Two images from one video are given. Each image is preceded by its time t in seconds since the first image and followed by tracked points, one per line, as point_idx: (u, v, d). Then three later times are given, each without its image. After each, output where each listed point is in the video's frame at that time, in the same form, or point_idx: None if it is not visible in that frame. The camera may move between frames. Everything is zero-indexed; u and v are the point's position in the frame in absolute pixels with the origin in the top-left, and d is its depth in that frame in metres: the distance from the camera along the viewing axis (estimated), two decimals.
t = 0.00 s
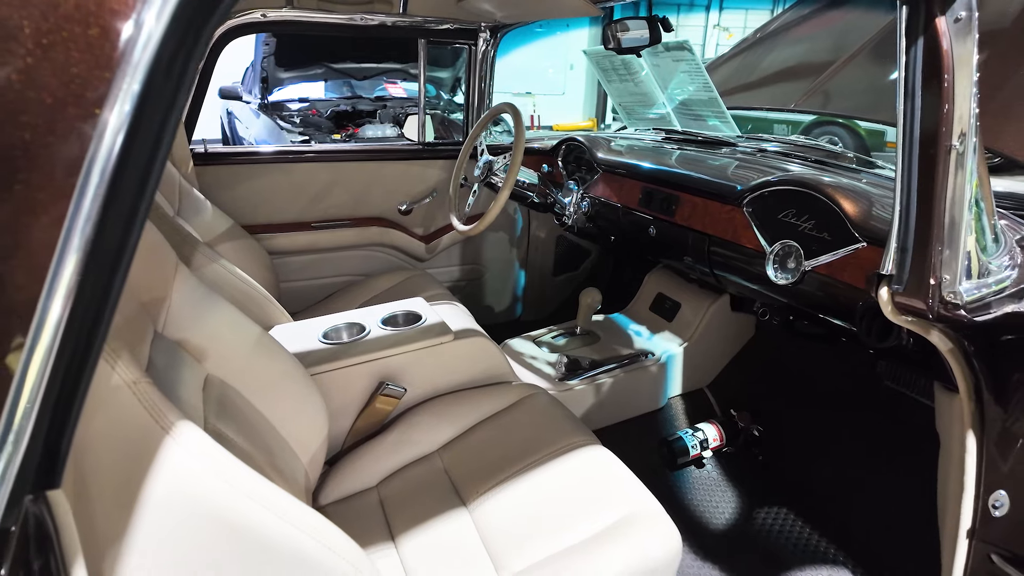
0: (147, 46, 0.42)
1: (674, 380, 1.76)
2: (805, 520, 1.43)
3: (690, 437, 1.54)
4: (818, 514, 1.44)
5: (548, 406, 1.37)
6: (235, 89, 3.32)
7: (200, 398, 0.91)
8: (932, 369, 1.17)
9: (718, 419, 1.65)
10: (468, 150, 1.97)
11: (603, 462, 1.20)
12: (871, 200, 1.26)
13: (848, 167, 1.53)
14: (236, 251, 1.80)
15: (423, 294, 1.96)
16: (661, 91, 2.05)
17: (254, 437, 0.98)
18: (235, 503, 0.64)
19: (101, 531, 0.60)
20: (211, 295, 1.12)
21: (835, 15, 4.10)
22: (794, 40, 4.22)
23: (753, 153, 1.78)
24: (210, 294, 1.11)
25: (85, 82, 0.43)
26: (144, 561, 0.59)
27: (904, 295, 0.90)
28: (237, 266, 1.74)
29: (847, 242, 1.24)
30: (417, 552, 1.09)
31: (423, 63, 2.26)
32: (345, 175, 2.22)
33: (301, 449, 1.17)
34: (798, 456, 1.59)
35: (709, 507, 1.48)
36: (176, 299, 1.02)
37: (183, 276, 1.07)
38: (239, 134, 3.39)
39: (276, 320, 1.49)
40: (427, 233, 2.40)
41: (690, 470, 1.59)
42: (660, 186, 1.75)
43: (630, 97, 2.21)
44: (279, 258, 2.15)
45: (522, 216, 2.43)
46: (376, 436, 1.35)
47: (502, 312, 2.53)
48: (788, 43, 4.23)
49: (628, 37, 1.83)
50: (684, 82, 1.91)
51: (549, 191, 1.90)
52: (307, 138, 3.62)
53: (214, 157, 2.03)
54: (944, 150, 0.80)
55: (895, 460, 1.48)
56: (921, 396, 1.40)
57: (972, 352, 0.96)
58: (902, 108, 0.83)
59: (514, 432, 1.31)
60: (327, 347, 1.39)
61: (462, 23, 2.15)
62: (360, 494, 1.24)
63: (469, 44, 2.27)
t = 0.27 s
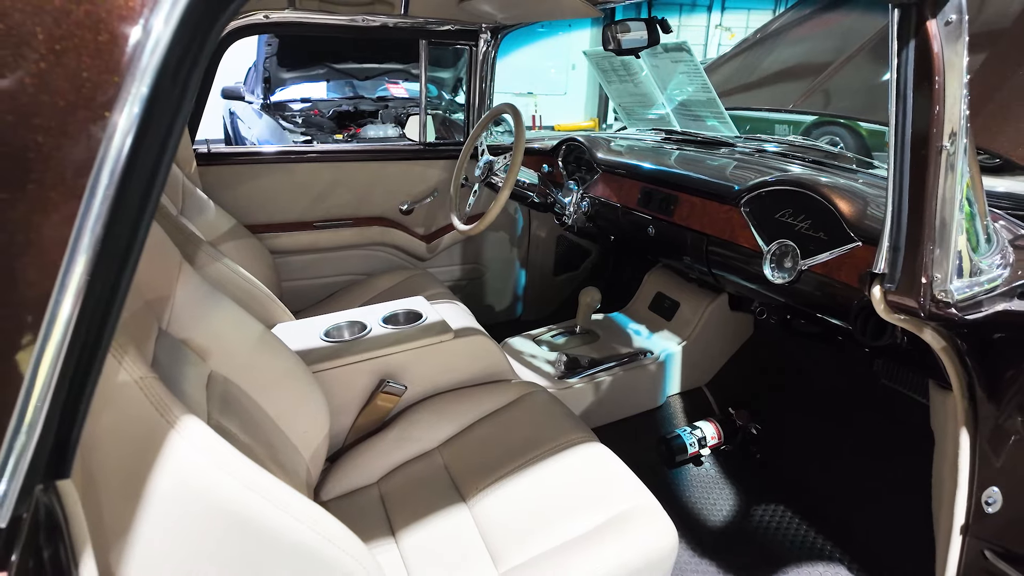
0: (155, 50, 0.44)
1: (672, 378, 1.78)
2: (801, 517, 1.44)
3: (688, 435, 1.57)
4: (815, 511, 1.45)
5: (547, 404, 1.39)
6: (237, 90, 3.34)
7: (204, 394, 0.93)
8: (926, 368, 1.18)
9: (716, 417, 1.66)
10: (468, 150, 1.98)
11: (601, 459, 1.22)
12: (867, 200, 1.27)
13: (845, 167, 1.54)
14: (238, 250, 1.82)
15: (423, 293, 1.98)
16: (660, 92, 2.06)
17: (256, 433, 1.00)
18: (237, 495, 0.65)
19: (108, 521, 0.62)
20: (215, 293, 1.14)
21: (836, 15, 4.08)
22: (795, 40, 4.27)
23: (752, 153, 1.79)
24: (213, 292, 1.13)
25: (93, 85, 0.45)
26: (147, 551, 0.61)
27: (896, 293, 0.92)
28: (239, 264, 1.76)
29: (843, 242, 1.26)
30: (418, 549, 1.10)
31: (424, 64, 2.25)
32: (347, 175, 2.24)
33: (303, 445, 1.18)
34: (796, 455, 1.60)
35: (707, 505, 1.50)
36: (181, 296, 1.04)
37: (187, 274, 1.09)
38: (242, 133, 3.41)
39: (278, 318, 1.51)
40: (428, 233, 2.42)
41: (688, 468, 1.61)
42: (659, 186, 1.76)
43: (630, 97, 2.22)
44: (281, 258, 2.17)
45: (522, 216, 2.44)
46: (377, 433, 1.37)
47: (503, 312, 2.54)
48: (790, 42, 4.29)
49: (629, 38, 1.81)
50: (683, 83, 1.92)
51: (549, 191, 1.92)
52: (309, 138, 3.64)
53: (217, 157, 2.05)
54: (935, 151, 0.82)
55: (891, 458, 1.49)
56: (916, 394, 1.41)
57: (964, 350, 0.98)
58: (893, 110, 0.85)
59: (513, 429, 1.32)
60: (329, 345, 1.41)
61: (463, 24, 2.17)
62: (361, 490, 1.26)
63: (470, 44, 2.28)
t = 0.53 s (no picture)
0: (165, 54, 0.45)
1: (671, 377, 1.79)
2: (799, 514, 1.46)
3: (687, 433, 1.58)
4: (812, 509, 1.47)
5: (547, 402, 1.40)
6: (240, 90, 3.36)
7: (208, 390, 0.94)
8: (921, 366, 1.20)
9: (715, 416, 1.68)
10: (470, 151, 2.00)
11: (600, 456, 1.23)
12: (863, 200, 1.29)
13: (843, 168, 1.55)
14: (241, 249, 1.83)
15: (425, 292, 2.00)
16: (660, 92, 2.08)
17: (260, 429, 1.02)
18: (242, 488, 0.67)
19: (116, 511, 0.64)
20: (219, 292, 1.15)
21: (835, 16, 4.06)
22: (796, 40, 4.28)
23: (751, 154, 1.80)
24: (218, 291, 1.14)
25: (103, 87, 0.46)
26: (155, 543, 0.63)
27: (890, 292, 0.93)
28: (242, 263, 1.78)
29: (839, 242, 1.28)
30: (419, 544, 1.12)
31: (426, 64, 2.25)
32: (349, 174, 2.25)
33: (305, 442, 1.20)
34: (794, 453, 1.61)
35: (705, 502, 1.51)
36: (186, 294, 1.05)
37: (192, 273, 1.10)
38: (244, 133, 3.44)
39: (281, 317, 1.53)
40: (430, 232, 2.43)
41: (687, 466, 1.62)
42: (658, 186, 1.78)
43: (630, 97, 2.24)
44: (283, 257, 2.19)
45: (523, 216, 2.46)
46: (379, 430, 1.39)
47: (503, 311, 2.56)
48: (791, 42, 4.32)
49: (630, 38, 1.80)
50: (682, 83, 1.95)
51: (550, 191, 1.93)
52: (311, 137, 3.66)
53: (220, 157, 2.07)
54: (928, 152, 0.83)
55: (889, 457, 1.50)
56: (914, 393, 1.42)
57: (959, 348, 0.99)
58: (887, 111, 0.86)
59: (513, 426, 1.34)
60: (331, 343, 1.42)
61: (464, 25, 2.18)
62: (363, 486, 1.27)
63: (471, 45, 2.30)
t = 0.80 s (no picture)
0: (173, 58, 0.47)
1: (670, 375, 1.81)
2: (796, 511, 1.47)
3: (686, 431, 1.58)
4: (810, 506, 1.48)
5: (546, 399, 1.42)
6: (242, 90, 3.38)
7: (211, 386, 0.96)
8: (916, 364, 1.22)
9: (713, 414, 1.69)
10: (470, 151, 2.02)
11: (597, 453, 1.24)
12: (859, 200, 1.30)
13: (839, 168, 1.56)
14: (243, 248, 1.85)
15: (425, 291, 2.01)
16: (660, 92, 2.11)
17: (262, 425, 1.03)
18: (246, 481, 0.68)
19: (123, 503, 0.65)
20: (222, 290, 1.17)
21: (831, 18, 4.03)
22: (798, 40, 4.30)
23: (749, 154, 1.82)
24: (221, 289, 1.16)
25: (109, 87, 0.47)
26: (162, 534, 0.65)
27: (883, 290, 0.94)
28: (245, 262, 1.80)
29: (834, 242, 1.29)
30: (420, 538, 1.13)
31: (426, 64, 2.28)
32: (350, 174, 2.27)
33: (307, 439, 1.21)
34: (791, 451, 1.63)
35: (704, 499, 1.52)
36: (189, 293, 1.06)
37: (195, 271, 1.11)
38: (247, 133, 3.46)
39: (283, 315, 1.54)
40: (431, 232, 2.44)
41: (686, 464, 1.63)
42: (657, 186, 1.79)
43: (630, 98, 2.25)
44: (285, 256, 2.21)
45: (523, 216, 2.47)
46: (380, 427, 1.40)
47: (504, 310, 2.57)
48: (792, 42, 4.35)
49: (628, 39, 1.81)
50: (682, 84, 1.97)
51: (550, 191, 1.94)
52: (312, 138, 3.68)
53: (222, 157, 2.09)
54: (920, 152, 0.84)
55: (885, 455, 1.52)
56: (911, 391, 1.43)
57: (952, 346, 1.00)
58: (881, 112, 0.87)
59: (512, 423, 1.35)
60: (332, 342, 1.44)
61: (465, 26, 2.20)
62: (365, 482, 1.29)
63: (471, 46, 2.31)
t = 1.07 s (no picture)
0: (180, 61, 0.49)
1: (669, 373, 1.83)
2: (793, 509, 1.48)
3: (684, 429, 1.60)
4: (807, 503, 1.49)
5: (546, 397, 1.43)
6: (244, 91, 3.40)
7: (214, 383, 0.97)
8: (912, 363, 1.23)
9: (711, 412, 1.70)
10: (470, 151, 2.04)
11: (595, 450, 1.25)
12: (854, 200, 1.32)
13: (835, 168, 1.58)
14: (245, 247, 1.87)
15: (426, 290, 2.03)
16: (658, 93, 2.14)
17: (264, 421, 1.04)
18: (249, 475, 0.70)
19: (130, 497, 0.66)
20: (225, 289, 1.18)
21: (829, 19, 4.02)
22: (798, 39, 4.32)
23: (747, 154, 1.83)
24: (224, 288, 1.17)
25: (116, 90, 0.48)
26: (168, 527, 0.66)
27: (877, 289, 0.96)
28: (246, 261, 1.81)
29: (830, 241, 1.31)
30: (419, 534, 1.15)
31: (427, 65, 2.29)
32: (352, 174, 2.28)
33: (308, 436, 1.22)
34: (789, 449, 1.64)
35: (702, 497, 1.53)
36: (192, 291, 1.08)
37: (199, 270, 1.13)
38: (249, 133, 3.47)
39: (286, 313, 1.56)
40: (431, 232, 2.45)
41: (684, 461, 1.65)
42: (656, 186, 1.80)
43: (629, 99, 2.27)
44: (287, 255, 2.22)
45: (523, 215, 2.49)
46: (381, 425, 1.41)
47: (504, 309, 2.58)
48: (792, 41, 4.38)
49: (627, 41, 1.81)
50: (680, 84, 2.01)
51: (549, 191, 1.95)
52: (314, 138, 3.69)
53: (224, 157, 2.10)
54: (913, 153, 0.86)
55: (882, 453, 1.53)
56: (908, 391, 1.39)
57: (945, 343, 1.02)
58: (874, 113, 0.89)
59: (512, 421, 1.37)
60: (333, 340, 1.45)
61: (465, 27, 2.21)
62: (366, 478, 1.30)
63: (472, 47, 2.33)
